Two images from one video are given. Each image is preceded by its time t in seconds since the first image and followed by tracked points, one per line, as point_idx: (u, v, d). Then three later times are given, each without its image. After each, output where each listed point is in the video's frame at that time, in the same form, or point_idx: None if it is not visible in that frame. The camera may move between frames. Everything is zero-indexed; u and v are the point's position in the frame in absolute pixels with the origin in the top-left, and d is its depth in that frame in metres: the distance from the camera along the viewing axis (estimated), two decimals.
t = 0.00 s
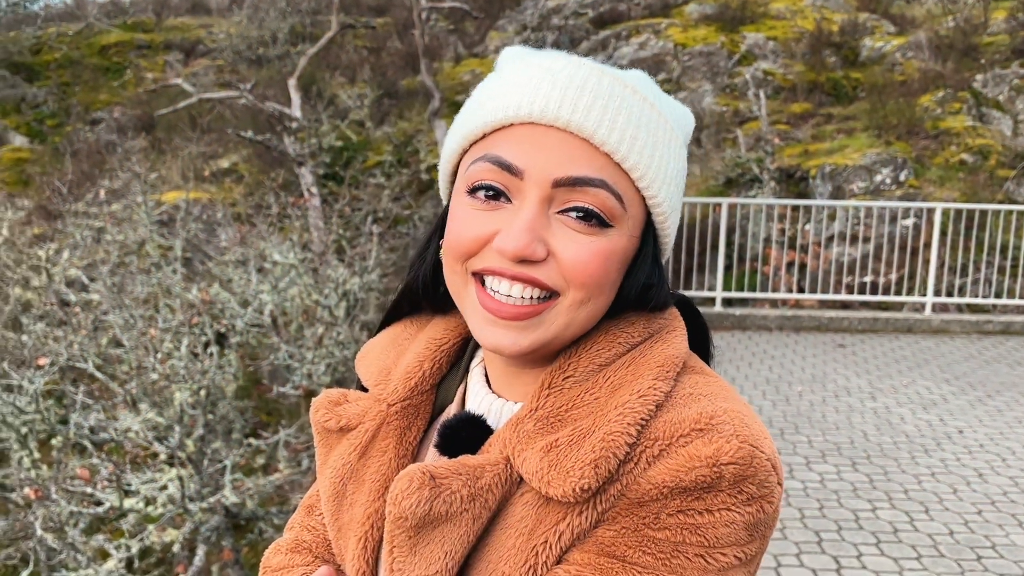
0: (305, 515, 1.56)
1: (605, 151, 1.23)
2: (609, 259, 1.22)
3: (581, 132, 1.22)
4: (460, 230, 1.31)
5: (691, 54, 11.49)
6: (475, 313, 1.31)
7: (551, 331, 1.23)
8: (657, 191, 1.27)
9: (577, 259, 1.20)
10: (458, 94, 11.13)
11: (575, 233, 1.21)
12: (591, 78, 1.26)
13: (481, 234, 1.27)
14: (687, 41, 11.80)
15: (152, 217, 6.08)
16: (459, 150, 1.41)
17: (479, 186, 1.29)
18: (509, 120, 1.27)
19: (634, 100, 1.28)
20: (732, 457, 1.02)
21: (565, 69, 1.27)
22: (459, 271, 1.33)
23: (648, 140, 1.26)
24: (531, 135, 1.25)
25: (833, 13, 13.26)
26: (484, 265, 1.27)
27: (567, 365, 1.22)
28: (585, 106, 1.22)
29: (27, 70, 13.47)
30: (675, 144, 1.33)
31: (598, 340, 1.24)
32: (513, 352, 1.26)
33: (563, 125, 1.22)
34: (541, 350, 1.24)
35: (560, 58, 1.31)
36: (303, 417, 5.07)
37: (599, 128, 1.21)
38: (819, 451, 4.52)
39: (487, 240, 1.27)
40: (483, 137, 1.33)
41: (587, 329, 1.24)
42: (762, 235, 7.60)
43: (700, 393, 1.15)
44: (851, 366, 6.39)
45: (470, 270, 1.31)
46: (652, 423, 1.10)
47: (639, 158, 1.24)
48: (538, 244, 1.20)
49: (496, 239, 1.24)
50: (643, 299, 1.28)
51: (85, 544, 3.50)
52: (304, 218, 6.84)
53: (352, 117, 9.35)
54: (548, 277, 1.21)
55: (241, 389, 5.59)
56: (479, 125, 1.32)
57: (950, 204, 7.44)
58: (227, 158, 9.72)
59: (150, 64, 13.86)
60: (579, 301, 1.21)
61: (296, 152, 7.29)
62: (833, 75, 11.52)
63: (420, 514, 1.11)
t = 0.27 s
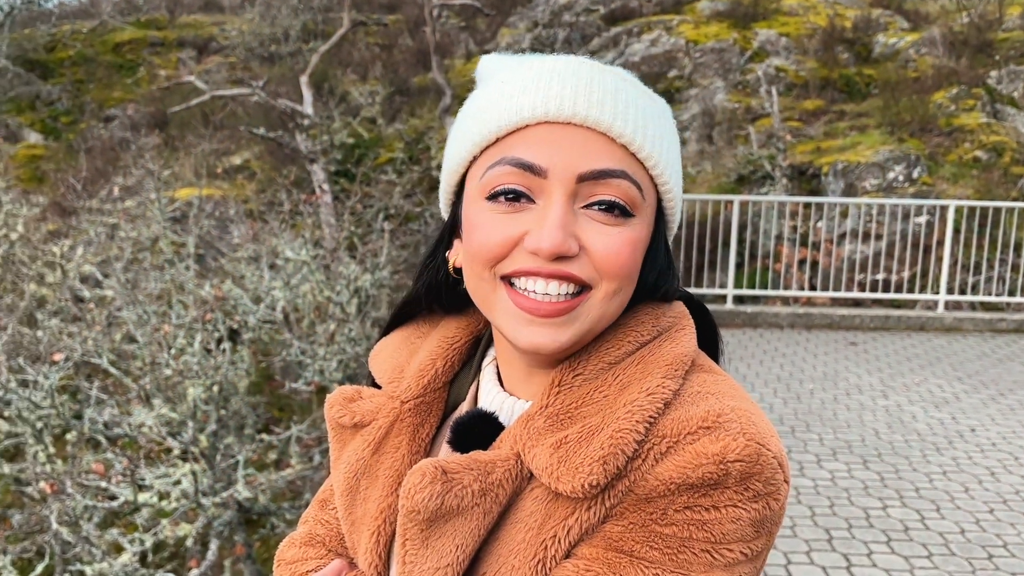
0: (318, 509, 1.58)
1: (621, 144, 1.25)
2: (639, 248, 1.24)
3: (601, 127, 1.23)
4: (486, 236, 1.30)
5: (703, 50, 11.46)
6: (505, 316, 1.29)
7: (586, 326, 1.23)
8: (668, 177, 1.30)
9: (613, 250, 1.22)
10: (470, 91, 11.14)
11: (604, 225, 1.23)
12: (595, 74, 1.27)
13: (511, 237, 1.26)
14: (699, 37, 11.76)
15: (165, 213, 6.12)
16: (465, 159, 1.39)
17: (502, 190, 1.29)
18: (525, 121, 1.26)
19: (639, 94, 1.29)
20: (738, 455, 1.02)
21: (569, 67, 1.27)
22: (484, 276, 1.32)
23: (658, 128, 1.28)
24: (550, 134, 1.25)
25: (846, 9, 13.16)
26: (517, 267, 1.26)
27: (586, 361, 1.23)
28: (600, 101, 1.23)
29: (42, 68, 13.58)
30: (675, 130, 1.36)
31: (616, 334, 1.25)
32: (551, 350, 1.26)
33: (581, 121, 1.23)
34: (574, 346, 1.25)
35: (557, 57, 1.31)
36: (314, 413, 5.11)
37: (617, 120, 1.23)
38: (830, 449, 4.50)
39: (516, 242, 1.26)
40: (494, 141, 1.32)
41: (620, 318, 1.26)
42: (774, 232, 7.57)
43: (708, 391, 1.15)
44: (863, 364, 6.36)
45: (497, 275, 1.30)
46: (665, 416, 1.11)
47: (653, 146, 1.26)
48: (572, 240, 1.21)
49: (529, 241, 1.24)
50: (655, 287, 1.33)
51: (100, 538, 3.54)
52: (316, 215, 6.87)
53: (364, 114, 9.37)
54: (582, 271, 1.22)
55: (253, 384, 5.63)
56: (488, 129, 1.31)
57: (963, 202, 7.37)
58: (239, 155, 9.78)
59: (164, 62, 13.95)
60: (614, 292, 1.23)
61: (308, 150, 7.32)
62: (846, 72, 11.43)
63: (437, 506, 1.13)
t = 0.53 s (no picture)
0: (328, 508, 1.59)
1: (620, 149, 1.25)
2: (634, 255, 1.23)
3: (598, 132, 1.23)
4: (484, 237, 1.31)
5: (714, 48, 11.43)
6: (503, 316, 1.30)
7: (578, 329, 1.23)
8: (670, 183, 1.29)
9: (605, 256, 1.21)
10: (479, 90, 11.15)
11: (599, 231, 1.23)
12: (598, 79, 1.27)
13: (507, 239, 1.27)
14: (710, 35, 11.72)
15: (176, 212, 6.16)
16: (470, 160, 1.41)
17: (500, 193, 1.30)
18: (525, 124, 1.28)
19: (642, 100, 1.29)
20: (743, 458, 1.02)
21: (573, 72, 1.28)
22: (483, 277, 1.33)
23: (659, 135, 1.28)
24: (549, 138, 1.26)
25: (858, 7, 13.07)
26: (512, 269, 1.27)
27: (587, 364, 1.23)
28: (599, 107, 1.23)
29: (55, 66, 13.69)
30: (681, 136, 1.35)
31: (618, 339, 1.25)
32: (543, 352, 1.26)
33: (580, 126, 1.23)
34: (569, 349, 1.25)
35: (566, 62, 1.32)
36: (324, 411, 5.13)
37: (616, 125, 1.23)
38: (840, 449, 4.49)
39: (512, 245, 1.27)
40: (495, 144, 1.33)
41: (612, 324, 1.25)
42: (785, 231, 7.54)
43: (714, 395, 1.15)
44: (873, 363, 6.32)
45: (495, 277, 1.31)
46: (670, 421, 1.11)
47: (652, 152, 1.26)
48: (565, 244, 1.21)
49: (524, 244, 1.24)
50: (660, 293, 1.31)
51: (112, 535, 3.57)
52: (327, 214, 6.90)
53: (374, 112, 9.40)
54: (576, 275, 1.22)
55: (264, 382, 5.66)
56: (490, 132, 1.33)
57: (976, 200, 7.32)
58: (250, 153, 9.82)
59: (175, 61, 14.03)
60: (607, 298, 1.22)
61: (318, 148, 7.35)
62: (857, 70, 11.35)
63: (443, 507, 1.14)
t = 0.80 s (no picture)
0: (340, 507, 1.60)
1: (627, 159, 1.25)
2: (634, 264, 1.23)
3: (606, 140, 1.24)
4: (489, 236, 1.32)
5: (723, 48, 11.40)
6: (503, 314, 1.32)
7: (576, 331, 1.24)
8: (679, 196, 1.28)
9: (602, 262, 1.22)
10: (488, 90, 11.16)
11: (600, 237, 1.23)
12: (613, 89, 1.28)
13: (509, 239, 1.29)
14: (718, 35, 11.68)
15: (186, 212, 6.20)
16: (485, 159, 1.43)
17: (505, 193, 1.31)
18: (535, 129, 1.29)
19: (656, 110, 1.29)
20: (748, 460, 1.03)
21: (589, 81, 1.29)
22: (487, 275, 1.35)
23: (670, 149, 1.27)
24: (557, 143, 1.27)
25: (868, 6, 13.00)
26: (513, 269, 1.28)
27: (591, 366, 1.24)
28: (609, 116, 1.23)
29: (66, 67, 13.79)
30: (696, 152, 1.34)
31: (623, 343, 1.26)
32: (540, 352, 1.27)
33: (588, 133, 1.24)
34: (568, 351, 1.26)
35: (586, 70, 1.33)
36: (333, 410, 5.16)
37: (623, 135, 1.23)
38: (848, 450, 4.48)
39: (513, 245, 1.29)
40: (507, 145, 1.35)
41: (610, 329, 1.25)
42: (793, 231, 7.52)
43: (721, 398, 1.16)
44: (882, 364, 6.29)
45: (498, 275, 1.32)
46: (675, 425, 1.12)
47: (660, 164, 1.25)
48: (563, 248, 1.22)
49: (524, 245, 1.26)
50: (665, 303, 1.30)
51: (122, 532, 3.60)
52: (336, 214, 6.93)
53: (383, 112, 9.42)
54: (573, 279, 1.22)
55: (273, 381, 5.70)
56: (503, 133, 1.34)
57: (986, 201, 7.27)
58: (260, 153, 9.87)
59: (185, 61, 14.10)
60: (604, 304, 1.22)
61: (327, 148, 7.38)
62: (867, 70, 11.30)
63: (450, 507, 1.15)
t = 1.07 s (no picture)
0: (348, 507, 1.61)
1: (639, 164, 1.25)
2: (643, 269, 1.24)
3: (618, 146, 1.24)
4: (499, 237, 1.33)
5: (730, 49, 11.38)
6: (513, 315, 1.32)
7: (585, 333, 1.24)
8: (690, 203, 1.28)
9: (613, 267, 1.22)
10: (494, 90, 11.18)
11: (610, 242, 1.23)
12: (628, 94, 1.28)
13: (519, 241, 1.29)
14: (725, 35, 11.66)
15: (194, 212, 6.23)
16: (498, 161, 1.44)
17: (517, 195, 1.31)
18: (549, 130, 1.30)
19: (669, 116, 1.29)
20: (756, 462, 1.03)
21: (604, 86, 1.29)
22: (497, 276, 1.35)
23: (682, 155, 1.27)
24: (571, 147, 1.27)
25: (875, 6, 12.95)
26: (523, 271, 1.28)
27: (600, 368, 1.24)
28: (622, 121, 1.24)
29: (73, 67, 13.86)
30: (708, 160, 1.34)
31: (631, 345, 1.26)
32: (549, 353, 1.27)
33: (601, 138, 1.25)
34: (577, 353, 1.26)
35: (601, 73, 1.33)
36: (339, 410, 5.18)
37: (637, 142, 1.23)
38: (855, 451, 4.46)
39: (524, 247, 1.29)
40: (520, 146, 1.36)
41: (619, 332, 1.26)
42: (800, 231, 7.50)
43: (728, 400, 1.16)
44: (890, 365, 6.27)
45: (507, 276, 1.33)
46: (685, 427, 1.12)
47: (671, 171, 1.25)
48: (573, 252, 1.22)
49: (535, 247, 1.26)
50: (671, 309, 1.29)
51: (129, 532, 3.62)
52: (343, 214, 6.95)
53: (389, 113, 9.44)
54: (582, 283, 1.23)
55: (279, 381, 5.71)
56: (517, 136, 1.35)
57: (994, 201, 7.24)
58: (267, 154, 9.90)
59: (192, 61, 14.15)
60: (615, 307, 1.23)
61: (334, 149, 7.40)
62: (874, 70, 11.27)
63: (460, 507, 1.15)
